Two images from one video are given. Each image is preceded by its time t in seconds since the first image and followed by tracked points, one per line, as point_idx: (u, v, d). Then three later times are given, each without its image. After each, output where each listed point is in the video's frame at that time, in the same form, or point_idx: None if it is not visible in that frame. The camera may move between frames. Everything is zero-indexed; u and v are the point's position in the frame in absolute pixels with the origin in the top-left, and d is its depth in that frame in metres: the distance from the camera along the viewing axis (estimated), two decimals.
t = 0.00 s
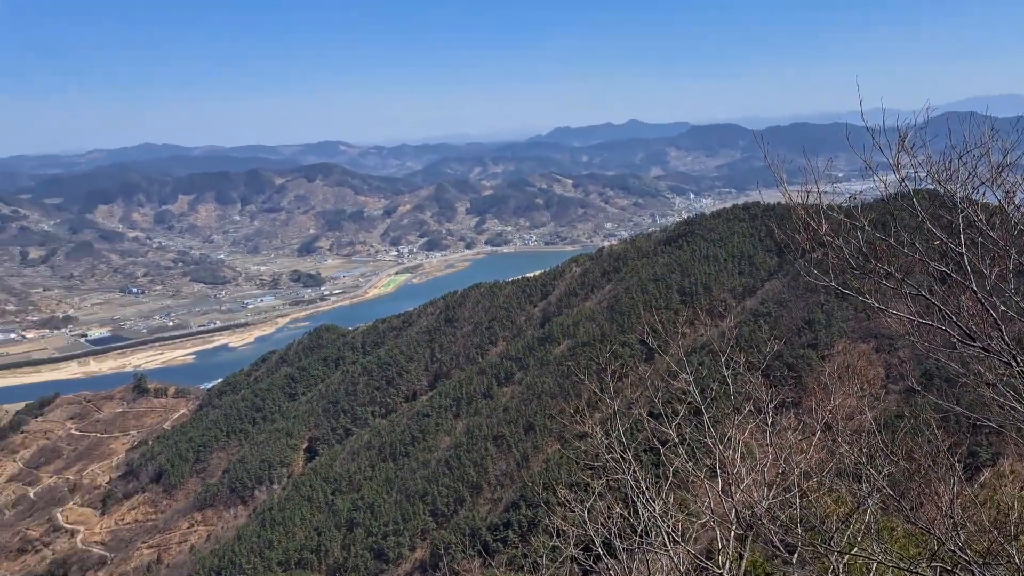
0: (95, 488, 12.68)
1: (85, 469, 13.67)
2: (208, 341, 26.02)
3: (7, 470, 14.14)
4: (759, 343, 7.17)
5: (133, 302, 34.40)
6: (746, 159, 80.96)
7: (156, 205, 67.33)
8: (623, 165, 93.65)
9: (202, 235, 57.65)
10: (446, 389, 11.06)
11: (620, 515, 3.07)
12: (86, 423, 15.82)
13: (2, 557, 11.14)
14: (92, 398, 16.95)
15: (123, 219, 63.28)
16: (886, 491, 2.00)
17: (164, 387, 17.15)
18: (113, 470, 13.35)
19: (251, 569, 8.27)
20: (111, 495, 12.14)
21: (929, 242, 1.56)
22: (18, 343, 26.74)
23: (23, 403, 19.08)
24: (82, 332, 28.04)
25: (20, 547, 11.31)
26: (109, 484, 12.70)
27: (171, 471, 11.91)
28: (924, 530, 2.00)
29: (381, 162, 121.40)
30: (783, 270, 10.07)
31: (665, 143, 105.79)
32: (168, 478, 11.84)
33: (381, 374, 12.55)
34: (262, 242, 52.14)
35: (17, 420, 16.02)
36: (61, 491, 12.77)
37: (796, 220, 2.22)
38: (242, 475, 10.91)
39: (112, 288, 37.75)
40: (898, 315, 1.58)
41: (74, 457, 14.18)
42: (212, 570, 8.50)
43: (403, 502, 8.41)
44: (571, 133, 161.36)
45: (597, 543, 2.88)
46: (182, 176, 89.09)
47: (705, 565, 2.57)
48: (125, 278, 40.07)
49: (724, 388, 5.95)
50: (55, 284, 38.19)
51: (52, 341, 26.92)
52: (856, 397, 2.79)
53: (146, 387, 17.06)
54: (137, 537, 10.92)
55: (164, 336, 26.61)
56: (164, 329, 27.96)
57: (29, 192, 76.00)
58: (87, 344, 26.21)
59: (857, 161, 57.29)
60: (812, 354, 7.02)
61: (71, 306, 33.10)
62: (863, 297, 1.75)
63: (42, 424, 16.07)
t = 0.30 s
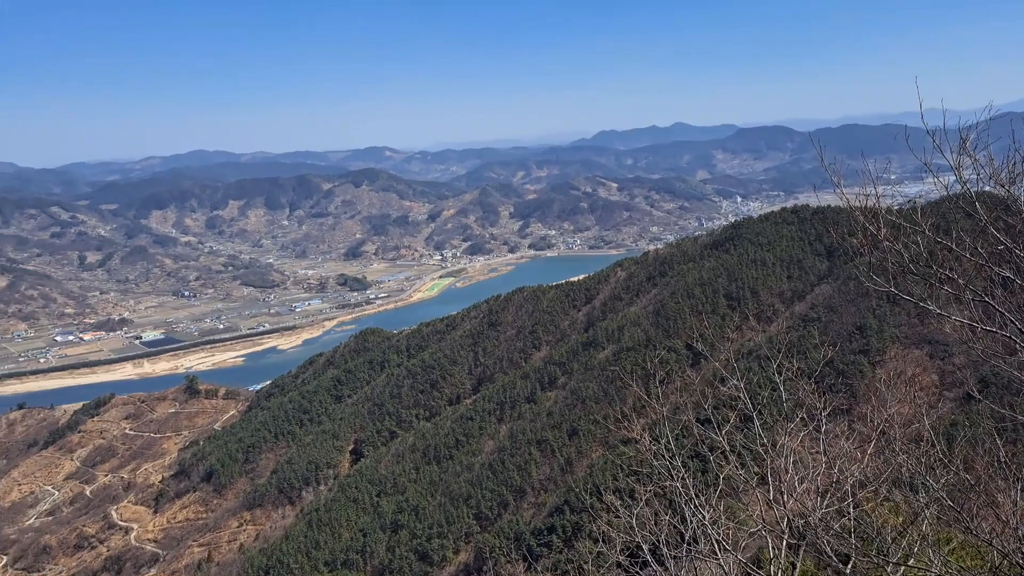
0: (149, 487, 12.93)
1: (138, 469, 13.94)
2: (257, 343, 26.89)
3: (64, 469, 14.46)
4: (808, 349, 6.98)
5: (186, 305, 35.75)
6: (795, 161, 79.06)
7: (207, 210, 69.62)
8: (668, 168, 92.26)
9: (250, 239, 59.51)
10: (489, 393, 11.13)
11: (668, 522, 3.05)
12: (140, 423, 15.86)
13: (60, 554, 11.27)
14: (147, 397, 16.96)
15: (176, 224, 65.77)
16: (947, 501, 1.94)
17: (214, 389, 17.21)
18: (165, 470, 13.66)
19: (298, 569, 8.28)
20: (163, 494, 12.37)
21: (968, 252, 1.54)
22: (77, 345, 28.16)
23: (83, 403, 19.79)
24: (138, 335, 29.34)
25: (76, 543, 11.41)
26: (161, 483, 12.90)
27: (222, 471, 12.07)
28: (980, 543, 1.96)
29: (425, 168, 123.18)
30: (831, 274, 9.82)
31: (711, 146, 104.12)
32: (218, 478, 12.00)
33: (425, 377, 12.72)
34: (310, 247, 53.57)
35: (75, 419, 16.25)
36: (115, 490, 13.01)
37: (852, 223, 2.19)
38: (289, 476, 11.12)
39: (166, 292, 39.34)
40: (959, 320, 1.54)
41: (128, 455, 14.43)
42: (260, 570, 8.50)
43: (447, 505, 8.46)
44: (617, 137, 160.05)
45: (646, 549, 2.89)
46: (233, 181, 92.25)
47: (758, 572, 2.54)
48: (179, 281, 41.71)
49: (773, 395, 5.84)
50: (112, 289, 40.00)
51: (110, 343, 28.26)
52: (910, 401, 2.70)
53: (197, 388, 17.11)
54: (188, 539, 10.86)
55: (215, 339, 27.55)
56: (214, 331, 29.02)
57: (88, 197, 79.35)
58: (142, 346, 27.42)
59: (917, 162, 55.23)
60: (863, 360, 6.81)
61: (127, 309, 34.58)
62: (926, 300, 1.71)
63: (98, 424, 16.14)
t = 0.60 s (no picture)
0: (201, 484, 13.35)
1: (191, 466, 14.30)
2: (307, 344, 27.66)
3: (121, 466, 14.95)
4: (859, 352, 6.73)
5: (238, 307, 37.00)
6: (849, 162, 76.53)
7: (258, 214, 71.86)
8: (717, 168, 90.38)
9: (299, 242, 61.19)
10: (533, 396, 11.17)
11: (719, 526, 2.99)
12: (193, 423, 16.26)
13: (116, 549, 11.60)
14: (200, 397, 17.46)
15: (229, 228, 68.17)
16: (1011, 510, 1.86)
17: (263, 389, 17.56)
18: (216, 467, 14.03)
19: (345, 568, 8.43)
20: (215, 492, 12.80)
21: None
22: (135, 345, 29.53)
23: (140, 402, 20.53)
24: (190, 336, 30.56)
25: (132, 539, 11.76)
26: (213, 481, 13.36)
27: (272, 470, 12.43)
28: None
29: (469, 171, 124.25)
30: (885, 276, 9.50)
31: (760, 146, 101.75)
32: (268, 477, 12.35)
33: (470, 380, 12.84)
34: (357, 250, 54.72)
35: (131, 418, 16.80)
36: (169, 487, 13.42)
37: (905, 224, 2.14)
38: (337, 475, 11.35)
39: (218, 294, 40.83)
40: None
41: (181, 454, 14.88)
42: (308, 568, 8.67)
43: (492, 507, 8.51)
44: (662, 138, 157.99)
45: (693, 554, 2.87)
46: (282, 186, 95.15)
47: None
48: (231, 284, 43.25)
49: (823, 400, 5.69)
50: (167, 291, 41.71)
51: (165, 343, 29.56)
52: (974, 405, 2.60)
53: (248, 387, 17.42)
54: (238, 537, 11.17)
55: (264, 340, 28.43)
56: (265, 332, 29.98)
57: (145, 201, 82.79)
58: (196, 346, 28.54)
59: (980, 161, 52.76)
60: (918, 365, 6.56)
61: (182, 310, 36.05)
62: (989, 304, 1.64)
63: (153, 422, 16.54)
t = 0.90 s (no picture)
0: (264, 483, 13.85)
1: (254, 464, 14.90)
2: (366, 345, 28.46)
3: (188, 463, 15.63)
4: (924, 357, 6.43)
5: (300, 309, 38.39)
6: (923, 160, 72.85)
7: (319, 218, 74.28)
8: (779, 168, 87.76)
9: (359, 246, 62.84)
10: (589, 399, 11.11)
11: (782, 531, 2.93)
12: (257, 422, 16.92)
13: (183, 544, 12.17)
14: (264, 397, 18.18)
15: (291, 233, 70.65)
16: None
17: (323, 389, 18.13)
18: (278, 466, 14.55)
19: (404, 567, 8.64)
20: (277, 490, 13.26)
21: None
22: (201, 346, 31.12)
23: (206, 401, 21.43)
24: (254, 337, 31.96)
25: (198, 534, 12.31)
26: (275, 480, 13.82)
27: (332, 469, 12.82)
28: None
29: (525, 174, 124.78)
30: (957, 279, 9.03)
31: (825, 144, 98.10)
32: (329, 476, 12.74)
33: (525, 381, 12.95)
34: (414, 253, 55.87)
35: (198, 416, 17.51)
36: (234, 485, 14.05)
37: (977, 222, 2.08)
38: (394, 476, 11.61)
39: (281, 296, 42.51)
40: None
41: (246, 452, 15.56)
42: (367, 566, 8.86)
43: (549, 510, 8.55)
44: (721, 138, 154.57)
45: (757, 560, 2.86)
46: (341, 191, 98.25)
47: None
48: (293, 286, 44.96)
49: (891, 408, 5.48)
50: (232, 294, 43.58)
51: (230, 344, 31.08)
52: None
53: (309, 388, 18.00)
54: (300, 535, 11.55)
55: (324, 342, 29.42)
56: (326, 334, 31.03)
57: (212, 205, 86.60)
58: (260, 347, 29.81)
59: None
60: (990, 370, 6.22)
61: (247, 313, 37.73)
62: None
63: (218, 421, 17.28)
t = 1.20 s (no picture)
0: (318, 481, 14.25)
1: (310, 463, 15.42)
2: (417, 346, 29.02)
3: (246, 461, 16.30)
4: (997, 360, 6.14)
5: (353, 310, 39.45)
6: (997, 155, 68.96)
7: (372, 220, 76.06)
8: (839, 166, 84.66)
9: (411, 247, 63.90)
10: (640, 402, 11.03)
11: (843, 534, 2.86)
12: (312, 421, 17.49)
13: (242, 539, 12.66)
14: (319, 397, 18.74)
15: (345, 235, 72.44)
16: None
17: (376, 389, 18.56)
18: (333, 464, 15.01)
19: (455, 566, 8.75)
20: (331, 489, 13.61)
21: None
22: (258, 346, 32.32)
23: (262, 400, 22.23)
24: (309, 337, 32.99)
25: (255, 530, 12.79)
26: (330, 478, 14.21)
27: (385, 468, 13.12)
28: None
29: (574, 175, 124.29)
30: None
31: (890, 140, 93.99)
32: (382, 475, 13.04)
33: (576, 384, 12.96)
34: (465, 254, 56.54)
35: (255, 414, 18.14)
36: (290, 483, 14.55)
37: None
38: (446, 477, 11.80)
39: (336, 297, 43.77)
40: None
41: (302, 450, 16.12)
42: (421, 565, 8.96)
43: (600, 513, 8.52)
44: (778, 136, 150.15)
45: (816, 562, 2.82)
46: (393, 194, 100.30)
47: None
48: (347, 288, 46.21)
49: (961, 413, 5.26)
50: (288, 295, 45.02)
51: (287, 344, 32.20)
52: None
53: (362, 388, 18.46)
54: (356, 531, 11.87)
55: (376, 342, 30.13)
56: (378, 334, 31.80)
57: (269, 209, 89.64)
58: (315, 348, 30.78)
59: None
60: None
61: (302, 314, 39.02)
62: None
63: (275, 419, 17.92)
